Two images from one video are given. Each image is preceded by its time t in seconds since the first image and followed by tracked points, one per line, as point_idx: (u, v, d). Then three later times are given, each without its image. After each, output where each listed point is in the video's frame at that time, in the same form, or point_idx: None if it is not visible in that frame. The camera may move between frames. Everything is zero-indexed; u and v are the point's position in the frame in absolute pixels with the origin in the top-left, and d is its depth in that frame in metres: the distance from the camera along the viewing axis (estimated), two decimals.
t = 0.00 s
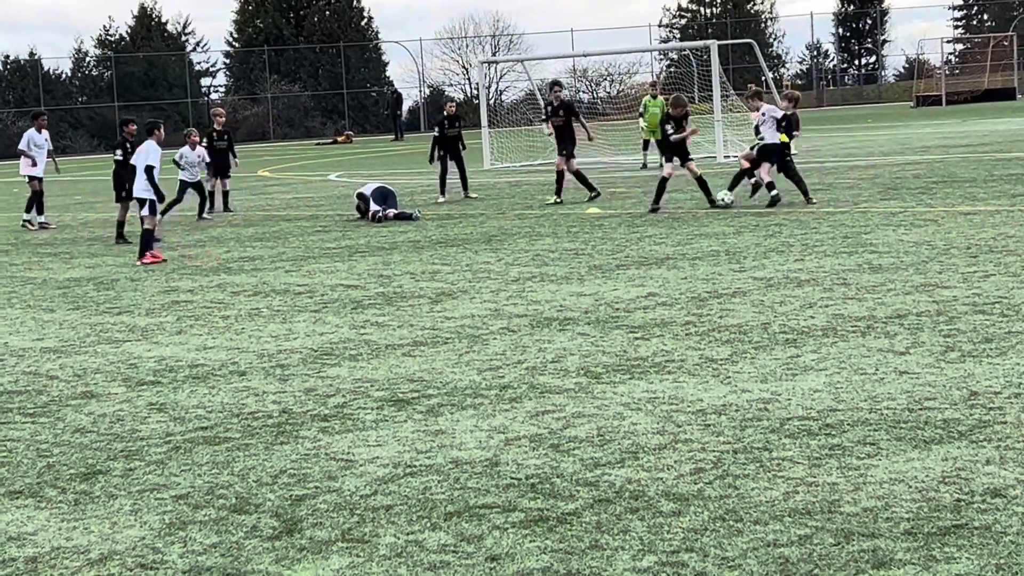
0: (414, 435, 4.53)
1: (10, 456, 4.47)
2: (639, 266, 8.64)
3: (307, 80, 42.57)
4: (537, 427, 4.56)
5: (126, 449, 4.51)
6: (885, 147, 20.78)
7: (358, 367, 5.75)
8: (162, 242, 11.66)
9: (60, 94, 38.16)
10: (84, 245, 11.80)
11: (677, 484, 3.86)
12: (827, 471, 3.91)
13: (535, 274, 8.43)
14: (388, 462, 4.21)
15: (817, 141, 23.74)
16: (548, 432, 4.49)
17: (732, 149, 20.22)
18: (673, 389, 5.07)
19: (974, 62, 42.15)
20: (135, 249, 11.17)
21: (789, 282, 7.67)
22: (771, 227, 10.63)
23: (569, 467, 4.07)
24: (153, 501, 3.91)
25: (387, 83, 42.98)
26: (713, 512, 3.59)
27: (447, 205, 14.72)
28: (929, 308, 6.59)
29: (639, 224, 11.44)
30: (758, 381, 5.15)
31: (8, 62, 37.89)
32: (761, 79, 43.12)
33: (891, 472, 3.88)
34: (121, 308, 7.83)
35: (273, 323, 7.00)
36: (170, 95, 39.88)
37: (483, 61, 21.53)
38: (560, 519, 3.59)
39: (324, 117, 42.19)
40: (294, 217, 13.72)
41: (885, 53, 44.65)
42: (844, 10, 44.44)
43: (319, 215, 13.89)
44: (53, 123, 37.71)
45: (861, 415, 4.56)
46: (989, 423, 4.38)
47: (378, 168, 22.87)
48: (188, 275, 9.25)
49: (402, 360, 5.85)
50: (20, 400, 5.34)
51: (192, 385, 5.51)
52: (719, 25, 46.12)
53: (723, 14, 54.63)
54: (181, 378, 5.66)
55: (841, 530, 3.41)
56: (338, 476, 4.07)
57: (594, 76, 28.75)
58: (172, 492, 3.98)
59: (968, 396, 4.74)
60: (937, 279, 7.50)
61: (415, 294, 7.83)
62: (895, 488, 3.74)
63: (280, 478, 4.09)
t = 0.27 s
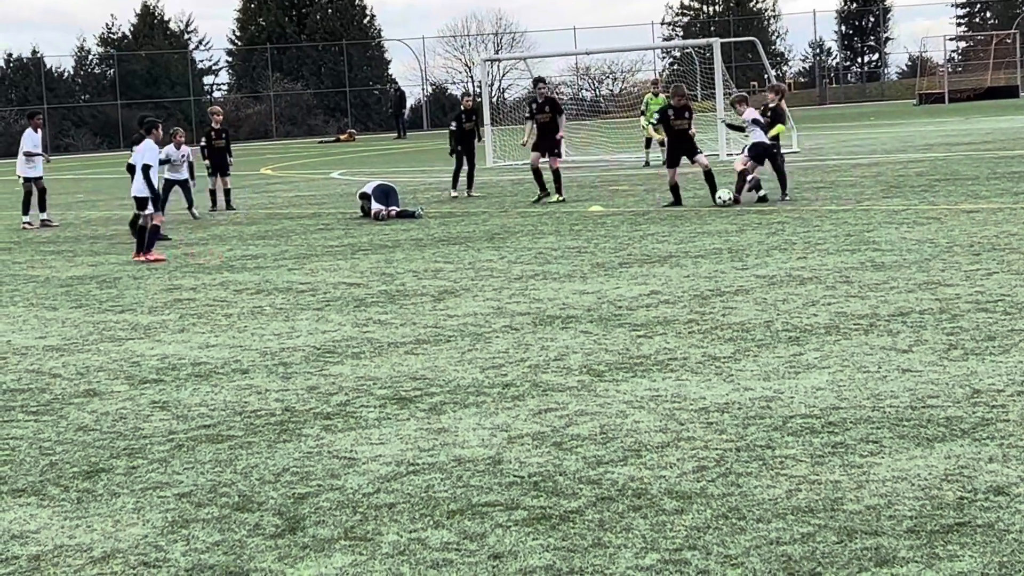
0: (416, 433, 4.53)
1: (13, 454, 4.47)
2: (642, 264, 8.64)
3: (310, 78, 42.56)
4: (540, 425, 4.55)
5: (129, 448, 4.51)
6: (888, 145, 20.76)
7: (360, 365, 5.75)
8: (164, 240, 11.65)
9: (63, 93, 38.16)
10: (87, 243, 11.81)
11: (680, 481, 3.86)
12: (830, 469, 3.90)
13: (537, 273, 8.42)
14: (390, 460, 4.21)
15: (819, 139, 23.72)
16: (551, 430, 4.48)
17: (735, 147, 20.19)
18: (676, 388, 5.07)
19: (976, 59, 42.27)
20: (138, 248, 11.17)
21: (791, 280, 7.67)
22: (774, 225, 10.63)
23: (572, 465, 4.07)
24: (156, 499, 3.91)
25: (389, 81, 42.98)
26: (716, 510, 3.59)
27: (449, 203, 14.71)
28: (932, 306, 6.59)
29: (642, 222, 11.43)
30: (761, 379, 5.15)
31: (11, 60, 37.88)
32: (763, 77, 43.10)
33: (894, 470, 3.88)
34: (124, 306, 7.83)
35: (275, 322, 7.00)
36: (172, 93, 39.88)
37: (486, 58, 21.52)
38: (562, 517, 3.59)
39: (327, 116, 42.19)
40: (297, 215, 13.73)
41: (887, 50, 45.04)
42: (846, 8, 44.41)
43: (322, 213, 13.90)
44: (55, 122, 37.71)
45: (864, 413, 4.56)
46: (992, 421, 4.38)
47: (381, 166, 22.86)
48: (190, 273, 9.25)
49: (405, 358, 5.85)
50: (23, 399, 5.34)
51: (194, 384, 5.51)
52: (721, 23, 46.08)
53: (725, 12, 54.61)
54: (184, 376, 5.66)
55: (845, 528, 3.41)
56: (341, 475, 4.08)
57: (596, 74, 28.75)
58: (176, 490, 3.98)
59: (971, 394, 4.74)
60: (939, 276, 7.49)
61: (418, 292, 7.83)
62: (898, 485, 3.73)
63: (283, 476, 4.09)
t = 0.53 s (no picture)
0: (417, 434, 4.53)
1: (14, 455, 4.47)
2: (642, 264, 8.64)
3: (310, 78, 42.57)
4: (539, 425, 4.56)
5: (129, 448, 4.52)
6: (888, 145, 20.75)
7: (361, 366, 5.75)
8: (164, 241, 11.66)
9: (63, 94, 38.16)
10: (87, 244, 11.83)
11: (680, 482, 3.85)
12: (831, 470, 3.90)
13: (538, 273, 8.42)
14: (391, 460, 4.21)
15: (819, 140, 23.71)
16: (550, 431, 4.49)
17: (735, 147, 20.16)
18: (676, 388, 5.07)
19: (976, 59, 42.31)
20: (138, 249, 11.18)
21: (791, 280, 7.67)
22: (774, 225, 10.63)
23: (572, 465, 4.06)
24: (157, 499, 3.91)
25: (389, 82, 42.99)
26: (717, 510, 3.59)
27: (449, 203, 14.70)
28: (932, 306, 6.59)
29: (642, 222, 11.44)
30: (762, 379, 5.15)
31: (11, 61, 37.89)
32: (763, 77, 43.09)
33: (895, 469, 3.88)
34: (124, 306, 7.83)
35: (276, 322, 7.01)
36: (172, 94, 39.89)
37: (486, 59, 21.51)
38: (562, 517, 3.59)
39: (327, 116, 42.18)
40: (298, 216, 13.74)
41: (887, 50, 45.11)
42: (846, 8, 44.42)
43: (322, 213, 13.90)
44: (55, 123, 37.72)
45: (865, 413, 4.56)
46: (991, 421, 4.38)
47: (382, 167, 22.88)
48: (191, 274, 9.25)
49: (405, 359, 5.85)
50: (24, 399, 5.34)
51: (194, 384, 5.51)
52: (721, 23, 46.09)
53: (725, 12, 54.60)
54: (184, 377, 5.66)
55: (845, 528, 3.41)
56: (341, 475, 4.08)
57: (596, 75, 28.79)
58: (176, 491, 3.99)
59: (972, 394, 4.74)
60: (939, 277, 7.49)
61: (418, 293, 7.83)
62: (898, 485, 3.73)
63: (284, 476, 4.09)
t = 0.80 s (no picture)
0: (414, 437, 4.53)
1: (11, 459, 4.47)
2: (638, 267, 8.64)
3: (306, 82, 42.56)
4: (536, 428, 4.56)
5: (126, 452, 4.51)
6: (884, 147, 20.78)
7: (358, 369, 5.74)
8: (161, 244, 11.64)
9: (59, 97, 38.12)
10: (84, 248, 11.82)
11: (677, 485, 3.85)
12: (827, 472, 3.90)
13: (534, 276, 8.43)
14: (387, 464, 4.21)
15: (815, 142, 23.73)
16: (548, 433, 4.48)
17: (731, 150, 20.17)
18: (673, 390, 5.07)
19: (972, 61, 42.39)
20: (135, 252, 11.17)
21: (788, 282, 7.68)
22: (770, 227, 10.63)
23: (569, 469, 4.06)
24: (154, 503, 3.91)
25: (385, 85, 43.00)
26: (715, 513, 3.58)
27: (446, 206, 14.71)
28: (929, 308, 6.60)
29: (639, 225, 11.45)
30: (758, 382, 5.15)
31: (7, 65, 37.84)
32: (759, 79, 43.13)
33: (891, 472, 3.88)
34: (120, 310, 7.82)
35: (272, 326, 7.00)
36: (168, 97, 39.87)
37: (482, 62, 21.52)
38: (559, 520, 3.59)
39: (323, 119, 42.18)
40: (295, 219, 13.73)
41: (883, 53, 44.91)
42: (842, 11, 44.49)
43: (318, 217, 13.90)
44: (51, 126, 37.68)
45: (862, 415, 4.56)
46: (988, 423, 4.38)
47: (378, 170, 22.88)
48: (188, 278, 9.25)
49: (402, 362, 5.85)
50: (20, 404, 5.33)
51: (191, 388, 5.50)
52: (717, 26, 46.15)
53: (721, 15, 54.66)
54: (181, 381, 5.65)
55: (842, 530, 3.41)
56: (338, 478, 4.07)
57: (592, 78, 28.83)
58: (173, 495, 3.98)
59: (969, 396, 4.75)
60: (936, 279, 7.51)
61: (415, 296, 7.82)
62: (896, 487, 3.74)
63: (281, 480, 4.08)
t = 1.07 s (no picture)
0: (406, 443, 4.52)
1: (3, 467, 4.46)
2: (631, 273, 8.64)
3: (299, 88, 42.55)
4: (529, 434, 4.56)
5: (118, 459, 4.50)
6: (876, 152, 20.82)
7: (351, 376, 5.74)
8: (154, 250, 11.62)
9: (51, 104, 38.07)
10: (77, 254, 11.80)
11: (670, 490, 3.86)
12: (820, 477, 3.91)
13: (527, 281, 8.43)
14: (381, 470, 4.21)
15: (807, 147, 23.77)
16: (540, 439, 4.48)
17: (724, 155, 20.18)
18: (667, 396, 5.07)
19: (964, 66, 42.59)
20: (128, 259, 11.15)
21: (781, 287, 7.68)
22: (764, 232, 10.64)
23: (562, 474, 4.06)
24: (147, 510, 3.90)
25: (379, 91, 43.03)
26: (708, 518, 3.59)
27: (439, 212, 14.72)
28: (921, 313, 6.61)
29: (632, 230, 11.46)
30: (751, 387, 5.15)
31: None
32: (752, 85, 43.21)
33: (883, 477, 3.89)
34: (113, 317, 7.80)
35: (265, 332, 7.00)
36: (161, 104, 39.83)
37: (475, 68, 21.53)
38: (552, 526, 3.59)
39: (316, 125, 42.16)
40: (288, 225, 13.72)
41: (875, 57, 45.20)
42: (834, 16, 44.61)
43: (311, 223, 13.89)
44: (44, 133, 37.62)
45: (854, 420, 4.57)
46: (980, 428, 4.39)
47: (372, 176, 22.87)
48: (181, 284, 9.24)
49: (395, 368, 5.84)
50: (12, 411, 5.32)
51: (185, 395, 5.50)
52: (710, 32, 46.26)
53: (713, 20, 54.78)
54: (173, 387, 5.64)
55: (834, 535, 3.42)
56: (331, 485, 4.07)
57: (585, 83, 28.89)
58: (166, 501, 3.98)
59: (960, 401, 4.76)
60: (929, 283, 7.52)
61: (408, 302, 7.82)
62: (888, 492, 3.74)
63: (273, 487, 4.07)
